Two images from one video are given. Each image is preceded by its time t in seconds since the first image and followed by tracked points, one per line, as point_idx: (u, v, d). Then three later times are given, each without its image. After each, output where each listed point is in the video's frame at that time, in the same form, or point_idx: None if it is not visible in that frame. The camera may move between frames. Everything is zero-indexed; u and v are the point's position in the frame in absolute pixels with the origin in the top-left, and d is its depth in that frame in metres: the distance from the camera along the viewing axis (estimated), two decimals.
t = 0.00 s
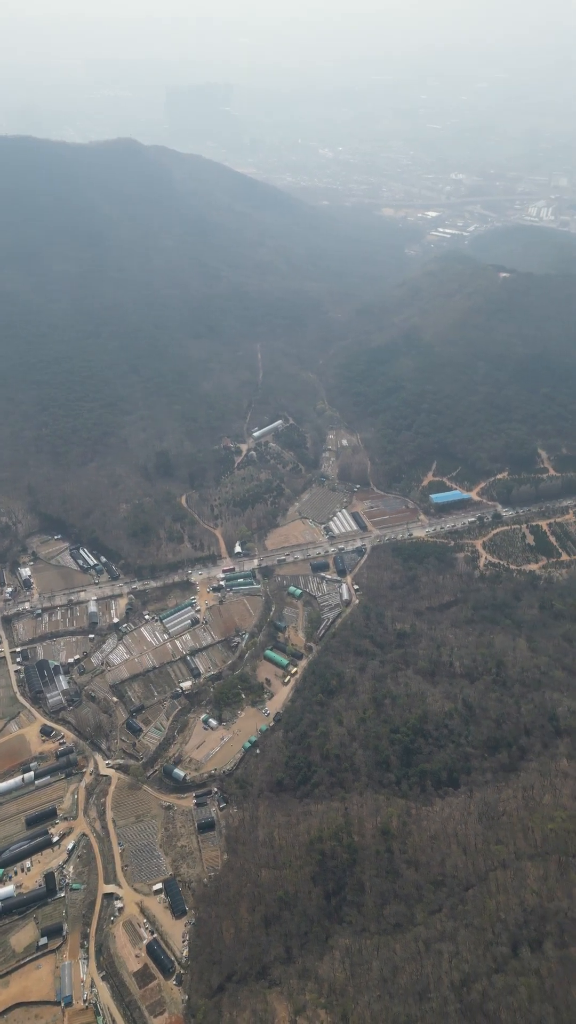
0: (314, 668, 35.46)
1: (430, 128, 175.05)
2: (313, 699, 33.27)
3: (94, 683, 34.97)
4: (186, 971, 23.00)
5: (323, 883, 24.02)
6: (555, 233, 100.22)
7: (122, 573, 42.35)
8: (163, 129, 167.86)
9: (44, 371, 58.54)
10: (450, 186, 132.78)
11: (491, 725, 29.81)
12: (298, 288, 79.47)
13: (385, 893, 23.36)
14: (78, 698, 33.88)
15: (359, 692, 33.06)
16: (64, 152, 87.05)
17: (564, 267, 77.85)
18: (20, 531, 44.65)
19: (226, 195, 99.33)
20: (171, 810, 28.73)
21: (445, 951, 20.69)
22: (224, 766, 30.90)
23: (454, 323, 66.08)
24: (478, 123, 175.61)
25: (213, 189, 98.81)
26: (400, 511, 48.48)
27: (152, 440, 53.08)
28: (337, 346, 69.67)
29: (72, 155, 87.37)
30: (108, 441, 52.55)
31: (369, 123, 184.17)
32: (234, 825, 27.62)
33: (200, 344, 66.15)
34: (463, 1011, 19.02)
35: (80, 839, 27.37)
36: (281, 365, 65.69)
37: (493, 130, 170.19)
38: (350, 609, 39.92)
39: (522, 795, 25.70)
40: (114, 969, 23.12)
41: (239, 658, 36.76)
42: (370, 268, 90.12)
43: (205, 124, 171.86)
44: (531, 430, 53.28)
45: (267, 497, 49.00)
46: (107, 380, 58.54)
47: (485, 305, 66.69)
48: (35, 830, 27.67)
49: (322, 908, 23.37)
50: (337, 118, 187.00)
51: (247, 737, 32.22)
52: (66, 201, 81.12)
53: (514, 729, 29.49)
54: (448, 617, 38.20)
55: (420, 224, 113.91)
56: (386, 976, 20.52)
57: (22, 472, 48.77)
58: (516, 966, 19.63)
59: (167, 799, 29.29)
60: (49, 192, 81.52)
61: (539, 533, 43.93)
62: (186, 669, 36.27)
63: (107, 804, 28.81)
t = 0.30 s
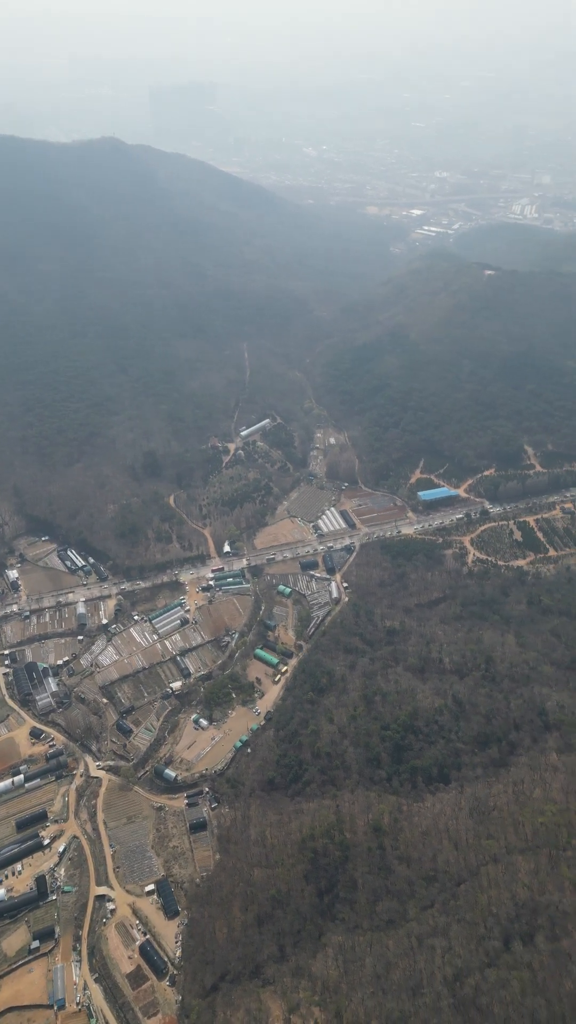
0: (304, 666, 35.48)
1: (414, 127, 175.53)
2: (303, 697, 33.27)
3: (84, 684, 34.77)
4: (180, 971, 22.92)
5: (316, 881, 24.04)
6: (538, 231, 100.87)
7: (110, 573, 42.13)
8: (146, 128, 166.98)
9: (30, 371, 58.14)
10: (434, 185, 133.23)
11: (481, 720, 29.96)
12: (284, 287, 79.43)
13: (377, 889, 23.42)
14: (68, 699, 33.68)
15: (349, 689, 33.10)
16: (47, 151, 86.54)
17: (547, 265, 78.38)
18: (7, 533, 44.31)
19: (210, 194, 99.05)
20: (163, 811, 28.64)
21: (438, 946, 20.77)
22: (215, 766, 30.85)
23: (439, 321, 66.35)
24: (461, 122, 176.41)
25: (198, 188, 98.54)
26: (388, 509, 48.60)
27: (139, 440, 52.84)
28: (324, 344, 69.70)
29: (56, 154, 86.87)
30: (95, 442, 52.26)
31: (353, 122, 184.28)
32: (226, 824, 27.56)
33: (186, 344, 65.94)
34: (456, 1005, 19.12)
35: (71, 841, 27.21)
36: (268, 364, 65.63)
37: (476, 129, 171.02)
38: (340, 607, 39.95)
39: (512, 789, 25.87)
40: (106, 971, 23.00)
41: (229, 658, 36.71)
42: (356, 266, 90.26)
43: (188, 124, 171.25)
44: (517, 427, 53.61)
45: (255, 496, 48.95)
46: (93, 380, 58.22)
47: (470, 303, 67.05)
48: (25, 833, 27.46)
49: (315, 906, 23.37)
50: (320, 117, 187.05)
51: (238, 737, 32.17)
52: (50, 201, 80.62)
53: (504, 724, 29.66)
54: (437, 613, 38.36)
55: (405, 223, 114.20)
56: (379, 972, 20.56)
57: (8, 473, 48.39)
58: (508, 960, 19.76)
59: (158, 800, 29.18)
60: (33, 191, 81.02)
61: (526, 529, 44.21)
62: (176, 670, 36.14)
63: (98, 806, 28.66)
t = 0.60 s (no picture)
0: (294, 665, 35.48)
1: (397, 126, 176.23)
2: (294, 696, 33.26)
3: (73, 687, 34.57)
4: (173, 973, 22.84)
5: (308, 879, 24.05)
6: (522, 229, 101.54)
7: (99, 575, 41.90)
8: (130, 128, 166.29)
9: (15, 373, 57.76)
10: (418, 184, 133.76)
11: (471, 716, 30.10)
12: (270, 286, 79.38)
13: (370, 886, 23.44)
14: (57, 702, 33.48)
15: (339, 688, 33.15)
16: (30, 151, 85.96)
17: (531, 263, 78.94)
18: None
19: (195, 194, 98.79)
20: (154, 812, 28.52)
21: (431, 942, 20.84)
22: (206, 766, 30.77)
23: (425, 319, 66.63)
24: (444, 121, 177.22)
25: (182, 188, 98.26)
26: (376, 507, 48.72)
27: (126, 441, 52.58)
28: (310, 344, 69.75)
29: (39, 154, 86.32)
30: (81, 443, 51.97)
31: (337, 121, 184.52)
32: (218, 824, 27.49)
33: (172, 344, 65.71)
34: (449, 1000, 19.21)
35: (62, 845, 27.04)
36: (254, 364, 65.56)
37: (459, 128, 171.85)
38: (329, 605, 39.99)
39: (503, 785, 26.04)
40: (99, 974, 22.86)
41: (219, 658, 36.64)
42: (341, 266, 90.43)
43: (171, 123, 170.56)
44: (503, 424, 53.96)
45: (244, 496, 48.91)
46: (80, 381, 57.92)
47: (456, 302, 67.40)
48: (15, 837, 27.23)
49: (308, 905, 23.38)
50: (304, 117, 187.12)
51: (229, 737, 32.11)
52: (33, 201, 80.08)
53: (494, 720, 29.84)
54: (426, 611, 38.50)
55: (390, 222, 114.56)
56: (373, 969, 20.58)
57: None
58: (500, 954, 19.89)
59: (149, 801, 29.06)
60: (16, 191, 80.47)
61: (514, 526, 44.50)
62: (166, 671, 36.01)
63: (89, 808, 28.50)
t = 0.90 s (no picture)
0: (285, 665, 35.47)
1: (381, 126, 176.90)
2: (285, 695, 33.24)
3: (62, 690, 34.35)
4: (166, 975, 22.73)
5: (301, 879, 24.03)
6: (506, 228, 102.22)
7: (87, 577, 41.65)
8: (113, 127, 165.57)
9: None
10: (402, 184, 134.28)
11: (461, 713, 30.23)
12: (256, 286, 79.35)
13: (362, 885, 23.48)
14: (47, 705, 33.24)
15: (330, 686, 33.18)
16: (13, 151, 85.40)
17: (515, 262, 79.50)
18: None
19: (180, 194, 98.54)
20: (145, 814, 28.39)
21: (424, 939, 20.89)
22: (198, 767, 30.67)
23: (411, 318, 66.89)
24: (427, 121, 178.06)
25: (167, 188, 98.02)
26: (365, 506, 48.83)
27: (113, 442, 52.32)
28: (297, 343, 69.79)
29: (22, 155, 85.75)
30: (68, 445, 51.65)
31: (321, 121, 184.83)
32: (210, 825, 27.40)
33: (159, 344, 65.49)
34: (443, 997, 19.27)
35: (52, 849, 26.85)
36: (241, 363, 65.50)
37: (442, 128, 172.77)
38: (319, 604, 39.99)
39: (493, 781, 26.18)
40: (92, 978, 22.71)
41: (209, 659, 36.54)
42: (327, 265, 90.58)
43: (154, 124, 170.06)
44: (490, 422, 54.29)
45: (232, 496, 48.85)
46: (66, 383, 57.58)
47: (441, 301, 67.76)
48: (5, 841, 27.02)
49: (301, 904, 23.37)
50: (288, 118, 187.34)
51: (220, 738, 32.03)
52: (16, 202, 79.55)
53: (483, 716, 29.99)
54: (415, 608, 38.63)
55: (375, 221, 114.97)
56: (366, 967, 20.60)
57: None
58: (493, 950, 19.99)
59: (140, 804, 28.92)
60: None
61: (501, 523, 44.75)
62: (156, 672, 35.87)
63: (80, 812, 28.32)
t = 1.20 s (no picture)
0: (275, 665, 35.43)
1: (365, 126, 177.47)
2: (275, 695, 33.21)
3: (52, 693, 34.11)
4: (159, 978, 22.62)
5: (294, 878, 24.03)
6: (491, 227, 102.80)
7: (75, 579, 41.39)
8: (95, 128, 164.76)
9: None
10: (386, 184, 134.74)
11: (452, 710, 30.34)
12: (242, 287, 79.28)
13: (355, 883, 23.51)
14: (36, 709, 33.01)
15: (321, 685, 33.19)
16: None
17: (500, 260, 80.01)
18: None
19: (164, 195, 98.24)
20: (137, 817, 28.25)
21: (416, 936, 20.94)
22: (189, 768, 30.58)
23: (397, 317, 67.13)
24: (411, 121, 178.88)
25: (151, 188, 97.74)
26: (353, 505, 48.92)
27: (100, 444, 52.06)
28: (283, 342, 69.82)
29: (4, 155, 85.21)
30: (54, 446, 51.33)
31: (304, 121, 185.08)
32: (202, 826, 27.31)
33: (145, 345, 65.25)
34: (436, 993, 19.34)
35: (43, 853, 26.65)
36: (228, 364, 65.44)
37: (426, 127, 173.58)
38: (308, 604, 39.99)
39: (484, 777, 26.33)
40: (84, 981, 22.57)
41: (199, 660, 36.43)
42: (313, 265, 90.67)
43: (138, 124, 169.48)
44: (476, 420, 54.60)
45: (220, 496, 48.78)
46: (51, 384, 57.23)
47: (427, 299, 68.03)
48: None
49: (294, 904, 23.37)
50: (271, 118, 187.45)
51: (211, 739, 31.94)
52: None
53: (473, 713, 30.12)
54: (405, 607, 38.74)
55: (360, 221, 115.34)
56: (359, 965, 20.63)
57: None
58: (485, 946, 20.09)
59: (132, 806, 28.78)
60: None
61: (489, 520, 44.99)
62: (145, 674, 35.72)
63: (71, 815, 28.15)
